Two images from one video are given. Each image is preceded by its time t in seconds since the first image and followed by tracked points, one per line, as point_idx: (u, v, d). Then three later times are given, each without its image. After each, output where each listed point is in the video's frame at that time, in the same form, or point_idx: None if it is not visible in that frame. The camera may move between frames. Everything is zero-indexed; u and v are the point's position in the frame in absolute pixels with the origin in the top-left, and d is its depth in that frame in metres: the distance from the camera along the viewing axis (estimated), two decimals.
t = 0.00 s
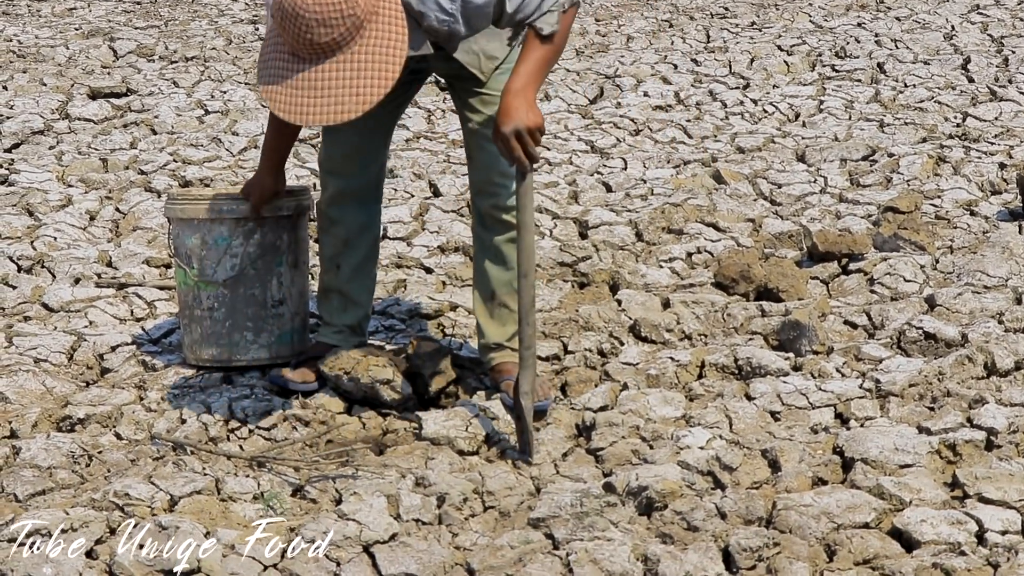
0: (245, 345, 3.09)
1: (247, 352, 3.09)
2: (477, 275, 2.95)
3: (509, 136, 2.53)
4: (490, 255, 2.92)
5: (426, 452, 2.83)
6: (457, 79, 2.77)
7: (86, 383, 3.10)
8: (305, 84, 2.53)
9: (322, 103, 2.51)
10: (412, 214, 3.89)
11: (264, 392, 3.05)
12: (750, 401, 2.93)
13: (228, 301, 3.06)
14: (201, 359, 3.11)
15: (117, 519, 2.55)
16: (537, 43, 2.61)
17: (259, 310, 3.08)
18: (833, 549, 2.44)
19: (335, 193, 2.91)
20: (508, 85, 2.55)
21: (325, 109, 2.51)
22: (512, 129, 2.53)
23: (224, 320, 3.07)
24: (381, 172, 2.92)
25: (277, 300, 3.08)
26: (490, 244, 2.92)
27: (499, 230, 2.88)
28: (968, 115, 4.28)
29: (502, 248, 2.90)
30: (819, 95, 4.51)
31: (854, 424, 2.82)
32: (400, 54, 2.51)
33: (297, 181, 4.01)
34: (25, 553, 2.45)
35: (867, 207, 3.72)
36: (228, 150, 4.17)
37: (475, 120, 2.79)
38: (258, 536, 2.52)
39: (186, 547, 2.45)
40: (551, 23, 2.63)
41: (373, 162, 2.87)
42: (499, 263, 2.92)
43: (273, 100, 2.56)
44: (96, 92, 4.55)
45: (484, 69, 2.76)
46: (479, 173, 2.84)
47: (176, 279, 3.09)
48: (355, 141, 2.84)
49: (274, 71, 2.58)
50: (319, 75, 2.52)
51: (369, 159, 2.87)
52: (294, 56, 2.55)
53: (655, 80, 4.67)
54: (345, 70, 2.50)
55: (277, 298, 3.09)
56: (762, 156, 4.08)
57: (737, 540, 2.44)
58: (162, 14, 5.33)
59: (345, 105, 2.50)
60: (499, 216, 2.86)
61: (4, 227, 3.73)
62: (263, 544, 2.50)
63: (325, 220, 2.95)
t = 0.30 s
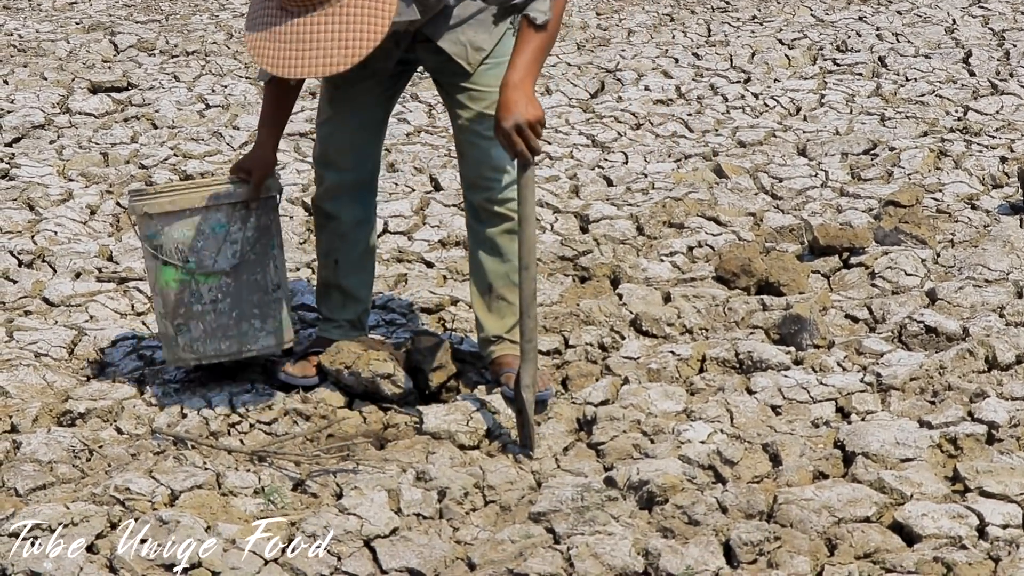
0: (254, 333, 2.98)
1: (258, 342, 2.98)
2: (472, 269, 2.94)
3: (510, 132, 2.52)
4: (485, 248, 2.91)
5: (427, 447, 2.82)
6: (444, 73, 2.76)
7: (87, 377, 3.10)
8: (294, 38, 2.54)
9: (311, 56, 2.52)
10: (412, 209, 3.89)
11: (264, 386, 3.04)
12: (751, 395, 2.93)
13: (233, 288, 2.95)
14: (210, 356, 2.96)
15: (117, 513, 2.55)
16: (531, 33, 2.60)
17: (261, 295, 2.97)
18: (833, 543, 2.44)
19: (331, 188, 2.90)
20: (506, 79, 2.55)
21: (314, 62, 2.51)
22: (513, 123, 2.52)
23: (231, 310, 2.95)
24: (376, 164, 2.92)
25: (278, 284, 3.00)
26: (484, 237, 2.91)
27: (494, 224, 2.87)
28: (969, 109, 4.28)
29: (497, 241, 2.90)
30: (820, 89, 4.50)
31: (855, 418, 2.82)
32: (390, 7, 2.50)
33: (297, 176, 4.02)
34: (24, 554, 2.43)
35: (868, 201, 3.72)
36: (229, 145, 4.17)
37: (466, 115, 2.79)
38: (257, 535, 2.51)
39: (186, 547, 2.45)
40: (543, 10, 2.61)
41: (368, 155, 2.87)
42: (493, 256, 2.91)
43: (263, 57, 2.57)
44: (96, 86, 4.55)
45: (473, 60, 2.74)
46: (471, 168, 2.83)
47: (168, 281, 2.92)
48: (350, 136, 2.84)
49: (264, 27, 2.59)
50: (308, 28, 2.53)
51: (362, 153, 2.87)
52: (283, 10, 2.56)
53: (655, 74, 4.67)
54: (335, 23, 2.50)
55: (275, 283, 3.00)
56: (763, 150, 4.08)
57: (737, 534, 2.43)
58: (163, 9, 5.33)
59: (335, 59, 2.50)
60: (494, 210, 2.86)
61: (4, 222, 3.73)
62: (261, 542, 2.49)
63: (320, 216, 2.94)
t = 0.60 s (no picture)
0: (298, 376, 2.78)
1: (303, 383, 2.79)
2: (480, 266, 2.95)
3: (522, 123, 2.48)
4: (494, 248, 2.90)
5: (427, 443, 2.82)
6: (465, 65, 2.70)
7: (88, 372, 3.10)
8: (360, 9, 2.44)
9: (381, 25, 2.43)
10: (414, 204, 3.89)
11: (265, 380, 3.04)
12: (752, 392, 2.93)
13: (285, 335, 2.73)
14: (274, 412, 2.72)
15: (118, 507, 2.55)
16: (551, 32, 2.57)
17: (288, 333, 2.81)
18: (834, 540, 2.43)
19: (344, 185, 2.90)
20: (521, 71, 2.50)
21: (382, 33, 2.43)
22: (527, 115, 2.48)
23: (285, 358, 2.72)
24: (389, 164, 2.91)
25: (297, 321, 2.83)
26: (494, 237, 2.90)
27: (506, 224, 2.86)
28: (972, 106, 4.28)
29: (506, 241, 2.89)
30: (823, 86, 4.50)
31: (856, 416, 2.82)
32: None
33: (299, 171, 4.05)
34: (24, 553, 2.41)
35: (871, 198, 3.72)
36: (231, 139, 4.17)
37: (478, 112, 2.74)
38: (257, 536, 2.48)
39: (186, 547, 2.43)
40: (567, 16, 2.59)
41: (382, 155, 2.86)
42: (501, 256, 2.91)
43: (321, 28, 2.46)
44: (99, 80, 4.55)
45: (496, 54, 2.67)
46: (485, 166, 2.80)
47: (225, 345, 2.61)
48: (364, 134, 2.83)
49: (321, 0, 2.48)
50: None
51: (377, 152, 2.86)
52: None
53: (658, 70, 4.67)
54: None
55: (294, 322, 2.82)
56: (765, 147, 4.08)
57: (737, 531, 2.43)
58: (166, 3, 5.33)
59: (408, 27, 2.42)
60: (506, 209, 2.84)
61: (6, 216, 3.73)
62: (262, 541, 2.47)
63: (332, 211, 2.94)
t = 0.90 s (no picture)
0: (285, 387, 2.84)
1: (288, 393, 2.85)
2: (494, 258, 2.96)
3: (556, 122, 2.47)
4: (513, 246, 2.91)
5: (428, 437, 2.82)
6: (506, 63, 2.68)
7: (89, 366, 3.10)
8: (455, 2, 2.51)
9: (479, 17, 2.50)
10: (415, 199, 3.89)
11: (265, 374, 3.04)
12: (752, 387, 2.93)
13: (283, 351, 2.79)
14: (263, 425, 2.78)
15: (119, 501, 2.55)
16: (594, 31, 2.54)
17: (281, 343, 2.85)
18: (834, 535, 2.43)
19: (365, 172, 2.88)
20: (557, 69, 2.48)
21: (479, 23, 2.50)
22: (562, 115, 2.46)
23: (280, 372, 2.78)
24: (410, 157, 2.91)
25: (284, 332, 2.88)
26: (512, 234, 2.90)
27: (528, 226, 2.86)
28: (973, 102, 4.28)
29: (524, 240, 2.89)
30: (824, 81, 4.50)
31: (856, 411, 2.82)
32: None
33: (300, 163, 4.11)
34: (25, 552, 2.41)
35: (871, 193, 3.72)
36: (232, 134, 4.17)
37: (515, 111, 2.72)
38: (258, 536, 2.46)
39: (186, 547, 2.42)
40: (614, 18, 2.57)
41: (407, 150, 2.86)
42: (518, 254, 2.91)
43: (418, 21, 2.53)
44: (100, 74, 4.54)
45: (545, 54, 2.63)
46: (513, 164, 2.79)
47: (237, 358, 2.65)
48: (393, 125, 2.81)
49: None
50: None
51: (402, 145, 2.85)
52: None
53: (660, 65, 4.67)
54: None
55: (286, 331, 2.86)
56: (766, 142, 4.08)
57: (738, 526, 2.43)
58: None
59: (504, 18, 2.49)
60: (529, 210, 2.84)
61: (6, 209, 3.73)
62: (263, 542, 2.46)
63: (348, 194, 2.93)
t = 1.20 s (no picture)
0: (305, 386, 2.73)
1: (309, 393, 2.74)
2: (504, 257, 2.96)
3: (580, 126, 2.47)
4: (523, 245, 2.93)
5: (430, 434, 2.81)
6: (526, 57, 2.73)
7: (90, 364, 3.10)
8: None
9: (518, 12, 2.50)
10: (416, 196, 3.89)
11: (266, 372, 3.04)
12: (753, 383, 2.93)
13: (295, 344, 2.66)
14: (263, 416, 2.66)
15: (120, 498, 2.55)
16: (619, 35, 2.56)
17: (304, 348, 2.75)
18: (836, 531, 2.44)
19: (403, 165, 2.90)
20: (583, 72, 2.50)
21: (519, 19, 2.49)
22: (585, 118, 2.47)
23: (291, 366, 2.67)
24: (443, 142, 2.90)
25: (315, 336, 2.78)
26: (524, 232, 2.92)
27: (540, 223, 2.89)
28: (973, 98, 4.28)
29: (535, 237, 2.92)
30: (824, 77, 4.50)
31: (858, 407, 2.82)
32: None
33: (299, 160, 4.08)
34: (25, 552, 2.40)
35: (872, 189, 3.72)
36: (233, 131, 4.17)
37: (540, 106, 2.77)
38: (258, 536, 2.46)
39: (186, 548, 2.42)
40: (641, 20, 2.59)
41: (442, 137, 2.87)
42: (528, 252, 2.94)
43: (457, 19, 2.53)
44: (100, 72, 4.54)
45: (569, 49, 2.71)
46: (532, 159, 2.82)
47: (228, 334, 2.59)
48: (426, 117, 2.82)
49: None
50: None
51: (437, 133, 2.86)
52: None
53: (660, 62, 4.67)
54: None
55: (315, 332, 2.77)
56: (767, 139, 4.08)
57: (740, 523, 2.43)
58: None
59: (542, 13, 2.49)
60: (544, 208, 2.87)
61: (7, 207, 3.73)
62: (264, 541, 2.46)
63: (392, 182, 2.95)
